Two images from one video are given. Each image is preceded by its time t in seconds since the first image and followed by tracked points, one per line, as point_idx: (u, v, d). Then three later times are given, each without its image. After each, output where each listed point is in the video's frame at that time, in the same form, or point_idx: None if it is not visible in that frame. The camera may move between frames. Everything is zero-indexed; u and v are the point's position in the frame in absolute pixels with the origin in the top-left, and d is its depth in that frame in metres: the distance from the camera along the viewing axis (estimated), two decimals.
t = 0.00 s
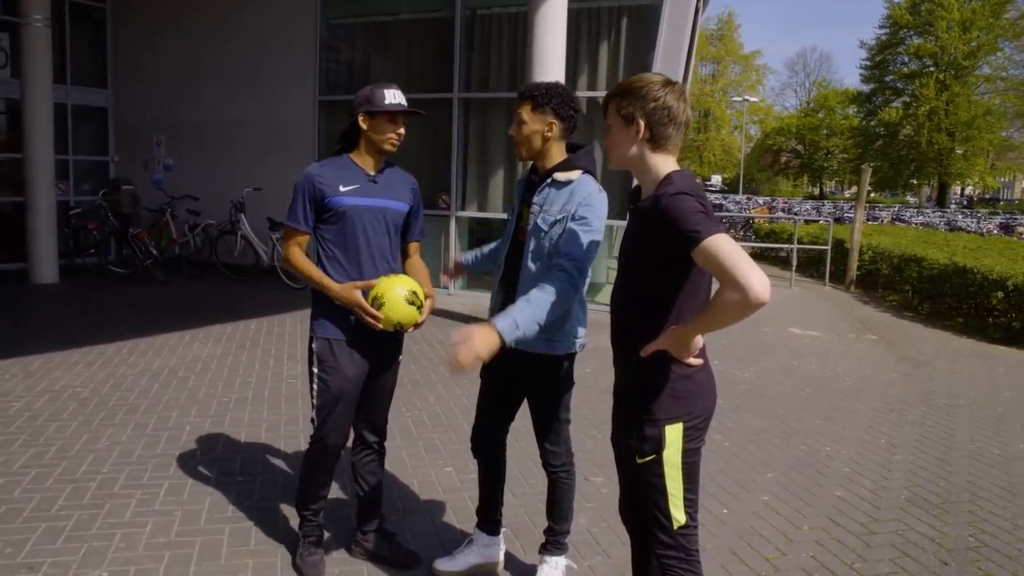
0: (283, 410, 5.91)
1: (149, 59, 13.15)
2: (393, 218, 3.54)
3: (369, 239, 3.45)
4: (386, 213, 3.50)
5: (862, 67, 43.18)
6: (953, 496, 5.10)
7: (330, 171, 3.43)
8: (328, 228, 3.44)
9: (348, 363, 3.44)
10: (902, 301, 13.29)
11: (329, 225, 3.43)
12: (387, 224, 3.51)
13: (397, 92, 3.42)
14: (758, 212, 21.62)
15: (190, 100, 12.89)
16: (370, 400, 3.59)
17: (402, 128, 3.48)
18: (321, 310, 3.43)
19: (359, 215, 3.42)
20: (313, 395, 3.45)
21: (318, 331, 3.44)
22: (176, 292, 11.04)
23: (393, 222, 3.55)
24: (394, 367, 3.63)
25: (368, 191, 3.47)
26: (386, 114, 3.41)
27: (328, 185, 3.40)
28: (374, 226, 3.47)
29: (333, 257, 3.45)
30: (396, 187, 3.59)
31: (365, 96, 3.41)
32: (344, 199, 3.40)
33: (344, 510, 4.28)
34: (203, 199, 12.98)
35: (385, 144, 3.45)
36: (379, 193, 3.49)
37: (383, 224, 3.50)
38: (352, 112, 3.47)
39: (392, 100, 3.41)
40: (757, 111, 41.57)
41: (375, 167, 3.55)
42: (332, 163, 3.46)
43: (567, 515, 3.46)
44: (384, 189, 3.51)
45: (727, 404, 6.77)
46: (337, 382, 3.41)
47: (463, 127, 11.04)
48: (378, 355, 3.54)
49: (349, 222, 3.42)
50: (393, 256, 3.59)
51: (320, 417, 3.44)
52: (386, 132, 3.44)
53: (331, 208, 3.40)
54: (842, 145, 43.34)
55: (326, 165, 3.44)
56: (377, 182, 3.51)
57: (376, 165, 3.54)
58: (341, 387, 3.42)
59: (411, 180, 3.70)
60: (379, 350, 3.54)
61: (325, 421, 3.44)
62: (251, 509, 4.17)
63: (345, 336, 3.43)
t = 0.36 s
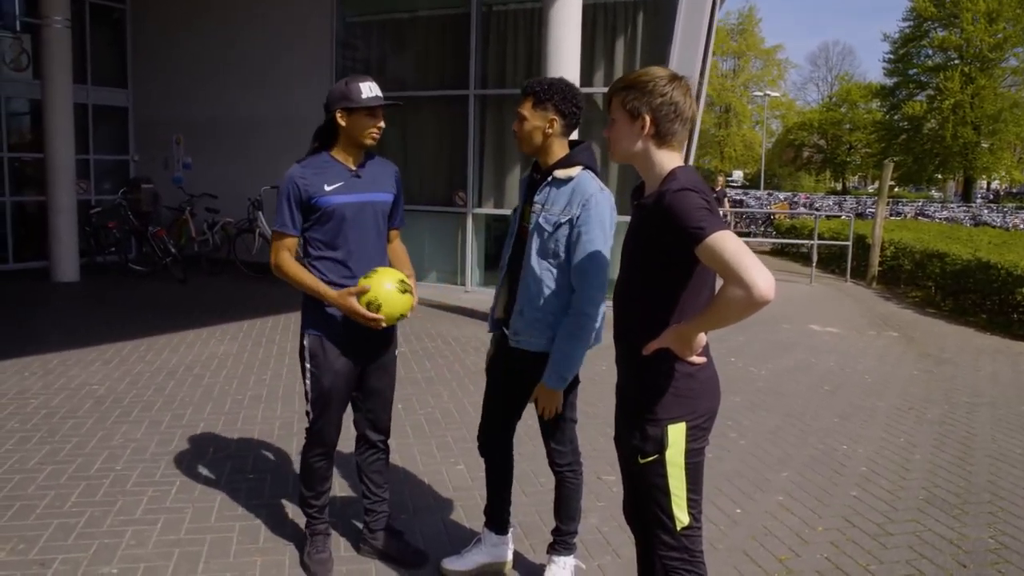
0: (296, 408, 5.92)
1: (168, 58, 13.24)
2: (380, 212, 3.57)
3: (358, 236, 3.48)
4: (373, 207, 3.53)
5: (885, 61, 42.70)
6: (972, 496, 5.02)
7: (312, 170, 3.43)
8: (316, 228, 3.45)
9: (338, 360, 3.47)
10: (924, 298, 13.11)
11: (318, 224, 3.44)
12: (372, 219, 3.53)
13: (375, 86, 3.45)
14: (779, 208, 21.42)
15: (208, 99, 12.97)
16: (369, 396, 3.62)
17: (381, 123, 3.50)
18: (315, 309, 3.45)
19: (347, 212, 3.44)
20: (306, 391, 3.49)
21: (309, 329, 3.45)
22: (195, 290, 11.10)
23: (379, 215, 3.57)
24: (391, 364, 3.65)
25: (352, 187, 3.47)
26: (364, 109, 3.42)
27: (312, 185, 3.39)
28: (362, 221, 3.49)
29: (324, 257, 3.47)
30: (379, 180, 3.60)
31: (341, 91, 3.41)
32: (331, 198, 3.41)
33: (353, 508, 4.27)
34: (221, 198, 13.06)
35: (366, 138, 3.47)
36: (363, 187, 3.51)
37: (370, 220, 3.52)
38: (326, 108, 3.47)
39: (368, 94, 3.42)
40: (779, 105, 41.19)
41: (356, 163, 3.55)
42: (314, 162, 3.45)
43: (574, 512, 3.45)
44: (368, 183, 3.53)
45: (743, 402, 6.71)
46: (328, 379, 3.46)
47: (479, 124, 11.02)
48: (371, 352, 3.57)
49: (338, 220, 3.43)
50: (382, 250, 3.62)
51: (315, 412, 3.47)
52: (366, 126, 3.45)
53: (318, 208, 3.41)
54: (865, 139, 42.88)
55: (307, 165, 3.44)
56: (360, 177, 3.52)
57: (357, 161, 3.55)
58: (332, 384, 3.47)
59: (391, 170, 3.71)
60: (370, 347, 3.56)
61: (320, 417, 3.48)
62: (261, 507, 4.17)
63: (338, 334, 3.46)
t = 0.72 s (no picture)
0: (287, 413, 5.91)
1: (172, 67, 13.30)
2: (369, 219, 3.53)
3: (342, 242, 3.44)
4: (364, 212, 3.50)
5: (897, 57, 42.39)
6: (967, 498, 4.94)
7: (307, 170, 3.42)
8: (303, 229, 3.44)
9: (317, 364, 3.44)
10: (932, 295, 12.98)
11: (306, 225, 3.43)
12: (361, 225, 3.50)
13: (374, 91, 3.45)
14: (788, 207, 21.30)
15: (211, 107, 13.01)
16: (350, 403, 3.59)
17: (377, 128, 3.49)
18: (296, 311, 3.44)
19: (335, 215, 3.42)
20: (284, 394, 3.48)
21: (292, 331, 3.44)
22: (197, 296, 11.15)
23: (370, 221, 3.53)
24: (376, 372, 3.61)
25: (344, 190, 3.46)
26: (361, 114, 3.42)
27: (304, 185, 3.39)
28: (351, 225, 3.46)
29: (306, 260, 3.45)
30: (374, 187, 3.57)
31: (341, 94, 3.42)
32: (320, 199, 3.41)
33: (334, 515, 4.25)
34: (225, 204, 13.10)
35: (361, 145, 3.45)
36: (355, 192, 3.49)
37: (357, 227, 3.48)
38: (328, 109, 3.47)
39: (368, 100, 3.42)
40: (790, 104, 40.97)
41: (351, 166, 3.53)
42: (310, 161, 3.45)
43: (549, 521, 3.40)
44: (361, 189, 3.50)
45: (738, 403, 6.65)
46: (307, 382, 3.44)
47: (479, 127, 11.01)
48: (353, 357, 3.54)
49: (324, 223, 3.42)
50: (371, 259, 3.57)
51: (295, 413, 3.46)
52: (361, 133, 3.44)
53: (305, 208, 3.40)
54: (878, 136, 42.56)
55: (303, 164, 3.43)
56: (354, 181, 3.50)
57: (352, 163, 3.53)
58: (313, 387, 3.45)
59: (388, 178, 3.68)
60: (356, 351, 3.54)
61: (300, 421, 3.47)
62: (241, 514, 4.16)
63: (321, 338, 3.43)
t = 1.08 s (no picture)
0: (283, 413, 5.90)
1: (163, 65, 13.24)
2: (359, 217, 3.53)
3: (334, 242, 3.44)
4: (354, 211, 3.49)
5: (886, 57, 42.60)
6: (961, 495, 4.98)
7: (296, 171, 3.40)
8: (294, 229, 3.42)
9: (314, 364, 3.43)
10: (922, 294, 13.07)
11: (297, 225, 3.42)
12: (353, 223, 3.49)
13: (361, 90, 3.43)
14: (778, 206, 21.38)
15: (203, 105, 12.96)
16: (348, 402, 3.58)
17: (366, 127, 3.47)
18: (290, 311, 3.42)
19: (327, 215, 3.41)
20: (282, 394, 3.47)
21: (286, 331, 3.42)
22: (189, 295, 11.11)
23: (360, 220, 3.53)
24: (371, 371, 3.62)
25: (335, 190, 3.45)
26: (348, 114, 3.40)
27: (294, 186, 3.37)
28: (343, 225, 3.46)
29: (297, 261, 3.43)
30: (363, 185, 3.57)
31: (327, 94, 3.40)
32: (311, 200, 3.39)
33: (333, 514, 4.25)
34: (217, 203, 13.06)
35: (349, 145, 3.44)
36: (345, 191, 3.48)
37: (348, 226, 3.48)
38: (314, 109, 3.46)
39: (355, 99, 3.40)
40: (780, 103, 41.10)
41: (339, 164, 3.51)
42: (298, 162, 3.43)
43: (549, 520, 3.41)
44: (350, 187, 3.50)
45: (733, 401, 6.68)
46: (303, 382, 3.43)
47: (472, 126, 11.01)
48: (350, 357, 3.54)
49: (316, 223, 3.40)
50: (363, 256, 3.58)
51: (292, 413, 3.45)
52: (349, 133, 3.42)
53: (296, 209, 3.39)
54: (866, 136, 42.76)
55: (291, 165, 3.41)
56: (343, 180, 3.49)
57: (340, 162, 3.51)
58: (309, 387, 3.44)
59: (377, 175, 3.68)
60: (349, 351, 3.54)
61: (298, 421, 3.46)
62: (239, 513, 4.15)
63: (317, 337, 3.43)
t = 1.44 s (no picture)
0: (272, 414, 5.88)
1: (146, 64, 13.15)
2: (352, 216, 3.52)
3: (327, 241, 3.44)
4: (346, 210, 3.49)
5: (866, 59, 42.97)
6: (947, 492, 5.05)
7: (286, 172, 3.39)
8: (286, 230, 3.42)
9: (308, 364, 3.43)
10: (904, 294, 13.20)
11: (288, 226, 3.41)
12: (345, 222, 3.49)
13: (347, 90, 3.43)
14: (761, 206, 21.52)
15: (187, 105, 12.89)
16: (341, 402, 3.58)
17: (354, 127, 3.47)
18: (284, 312, 3.42)
19: (318, 215, 3.41)
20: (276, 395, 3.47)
21: (280, 332, 3.42)
22: (173, 297, 11.04)
23: (353, 219, 3.53)
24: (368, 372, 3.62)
25: (326, 190, 3.44)
26: (337, 114, 3.40)
27: (284, 187, 3.36)
28: (335, 224, 3.45)
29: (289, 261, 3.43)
30: (355, 184, 3.57)
31: (313, 95, 3.39)
32: (302, 200, 3.39)
33: (327, 515, 4.24)
34: (201, 204, 12.99)
35: (339, 144, 3.44)
36: (337, 190, 3.47)
37: (341, 225, 3.48)
38: (301, 110, 3.45)
39: (342, 100, 3.40)
40: (761, 105, 41.35)
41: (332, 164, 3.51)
42: (288, 163, 3.42)
43: (544, 519, 3.42)
44: (342, 186, 3.50)
45: (721, 401, 6.72)
46: (297, 383, 3.43)
47: (458, 127, 11.01)
48: (344, 357, 3.53)
49: (308, 223, 3.40)
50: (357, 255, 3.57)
51: (286, 413, 3.45)
52: (338, 133, 3.42)
53: (288, 210, 3.38)
54: (847, 137, 43.09)
55: (281, 166, 3.40)
56: (335, 179, 3.49)
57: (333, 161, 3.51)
58: (303, 388, 3.44)
59: (369, 174, 3.68)
60: (343, 351, 3.53)
61: (292, 422, 3.45)
62: (232, 514, 4.14)
63: (310, 338, 3.42)
